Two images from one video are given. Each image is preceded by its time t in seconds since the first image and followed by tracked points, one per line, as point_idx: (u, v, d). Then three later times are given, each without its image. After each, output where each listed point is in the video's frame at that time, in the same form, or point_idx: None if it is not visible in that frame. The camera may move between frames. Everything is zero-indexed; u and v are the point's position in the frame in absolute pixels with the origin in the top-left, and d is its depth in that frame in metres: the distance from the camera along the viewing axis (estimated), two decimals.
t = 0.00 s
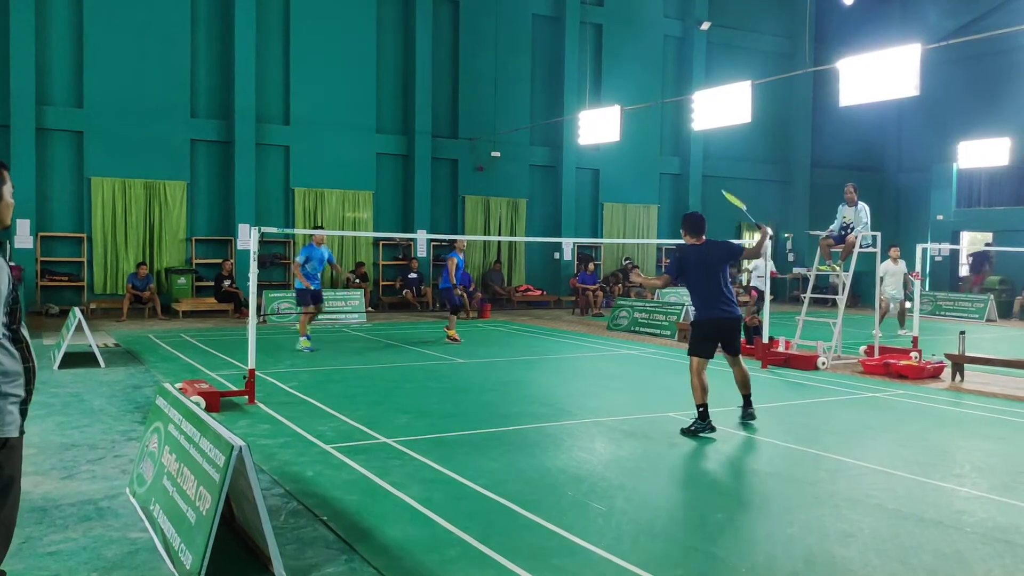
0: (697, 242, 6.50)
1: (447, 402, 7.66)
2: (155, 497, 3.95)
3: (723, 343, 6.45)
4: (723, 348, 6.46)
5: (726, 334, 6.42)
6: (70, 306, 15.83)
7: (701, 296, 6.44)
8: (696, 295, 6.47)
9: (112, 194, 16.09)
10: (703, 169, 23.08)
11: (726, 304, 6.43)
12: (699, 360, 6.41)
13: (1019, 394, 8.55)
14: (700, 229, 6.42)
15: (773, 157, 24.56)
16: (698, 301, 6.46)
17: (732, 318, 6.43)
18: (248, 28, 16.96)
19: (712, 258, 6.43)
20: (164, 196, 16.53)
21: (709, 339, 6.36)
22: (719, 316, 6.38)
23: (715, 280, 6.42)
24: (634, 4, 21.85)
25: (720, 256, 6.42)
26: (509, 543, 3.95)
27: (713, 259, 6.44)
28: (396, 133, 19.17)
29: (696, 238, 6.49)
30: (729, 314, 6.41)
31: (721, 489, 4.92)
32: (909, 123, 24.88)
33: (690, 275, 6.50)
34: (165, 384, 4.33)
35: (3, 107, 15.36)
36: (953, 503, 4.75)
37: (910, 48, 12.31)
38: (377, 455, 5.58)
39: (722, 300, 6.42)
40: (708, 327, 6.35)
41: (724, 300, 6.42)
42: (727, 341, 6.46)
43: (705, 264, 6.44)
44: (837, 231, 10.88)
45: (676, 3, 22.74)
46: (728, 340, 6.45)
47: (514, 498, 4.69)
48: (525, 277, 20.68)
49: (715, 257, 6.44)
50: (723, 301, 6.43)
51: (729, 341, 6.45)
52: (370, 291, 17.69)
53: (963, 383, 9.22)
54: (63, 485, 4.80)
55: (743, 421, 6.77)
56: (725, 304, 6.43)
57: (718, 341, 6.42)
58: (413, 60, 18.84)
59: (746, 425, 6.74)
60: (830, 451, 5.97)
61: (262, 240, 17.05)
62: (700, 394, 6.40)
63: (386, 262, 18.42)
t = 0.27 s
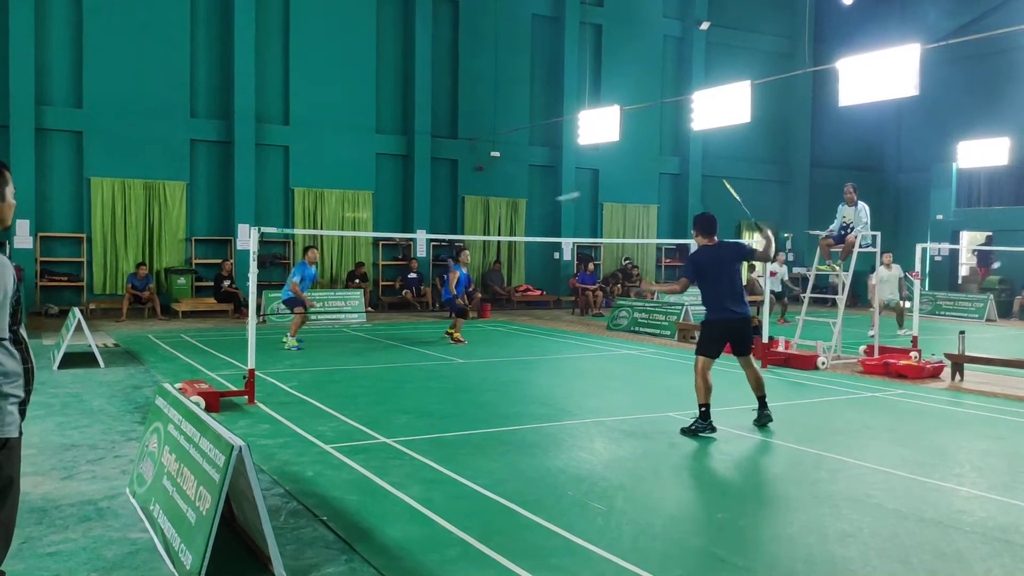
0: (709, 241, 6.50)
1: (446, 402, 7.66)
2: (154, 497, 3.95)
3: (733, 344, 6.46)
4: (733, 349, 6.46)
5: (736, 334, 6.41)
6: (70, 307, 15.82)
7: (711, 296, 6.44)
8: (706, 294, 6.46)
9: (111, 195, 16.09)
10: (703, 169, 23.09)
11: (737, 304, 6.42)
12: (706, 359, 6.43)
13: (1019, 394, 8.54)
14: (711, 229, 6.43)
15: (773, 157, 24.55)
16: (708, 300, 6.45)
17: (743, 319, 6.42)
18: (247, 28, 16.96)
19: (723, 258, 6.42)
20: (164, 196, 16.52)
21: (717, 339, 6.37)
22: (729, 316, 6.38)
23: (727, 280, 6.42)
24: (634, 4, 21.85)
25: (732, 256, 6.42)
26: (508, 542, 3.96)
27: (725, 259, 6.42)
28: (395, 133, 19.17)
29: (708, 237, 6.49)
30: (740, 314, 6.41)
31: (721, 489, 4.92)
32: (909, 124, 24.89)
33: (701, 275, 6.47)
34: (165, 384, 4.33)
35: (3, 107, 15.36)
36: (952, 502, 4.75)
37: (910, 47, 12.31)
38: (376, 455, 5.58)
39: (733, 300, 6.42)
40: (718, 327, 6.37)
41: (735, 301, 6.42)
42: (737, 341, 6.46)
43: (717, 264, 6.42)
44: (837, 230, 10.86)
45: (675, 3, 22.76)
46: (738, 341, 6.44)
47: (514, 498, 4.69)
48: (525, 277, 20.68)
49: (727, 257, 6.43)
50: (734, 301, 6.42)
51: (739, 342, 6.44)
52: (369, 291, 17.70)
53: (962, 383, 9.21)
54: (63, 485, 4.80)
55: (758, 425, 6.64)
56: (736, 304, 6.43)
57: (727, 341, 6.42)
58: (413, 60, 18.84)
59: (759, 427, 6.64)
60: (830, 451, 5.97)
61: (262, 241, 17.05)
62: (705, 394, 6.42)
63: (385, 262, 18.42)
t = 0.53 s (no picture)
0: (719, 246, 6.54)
1: (446, 401, 7.66)
2: (154, 498, 3.95)
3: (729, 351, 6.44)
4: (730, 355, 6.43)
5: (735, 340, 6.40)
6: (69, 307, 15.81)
7: (715, 298, 6.41)
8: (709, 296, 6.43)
9: (111, 195, 16.08)
10: (703, 169, 23.10)
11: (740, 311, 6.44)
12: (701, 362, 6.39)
13: (1019, 394, 8.54)
14: (722, 235, 6.51)
15: (773, 157, 24.55)
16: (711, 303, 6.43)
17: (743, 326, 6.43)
18: (247, 28, 16.96)
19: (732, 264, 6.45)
20: (163, 197, 16.52)
21: (716, 341, 6.34)
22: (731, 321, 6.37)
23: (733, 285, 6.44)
24: (634, 4, 21.86)
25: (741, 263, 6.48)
26: (508, 542, 3.96)
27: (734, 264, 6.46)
28: (395, 133, 19.17)
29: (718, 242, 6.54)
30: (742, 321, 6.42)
31: (722, 489, 4.91)
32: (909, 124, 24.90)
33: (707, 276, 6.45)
34: (165, 384, 4.33)
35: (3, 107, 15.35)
36: (952, 502, 4.75)
37: (909, 47, 12.31)
38: (376, 455, 5.58)
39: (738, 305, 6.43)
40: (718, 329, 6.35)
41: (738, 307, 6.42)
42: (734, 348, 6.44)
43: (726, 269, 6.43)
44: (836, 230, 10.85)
45: (675, 3, 22.76)
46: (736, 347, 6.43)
47: (514, 498, 4.69)
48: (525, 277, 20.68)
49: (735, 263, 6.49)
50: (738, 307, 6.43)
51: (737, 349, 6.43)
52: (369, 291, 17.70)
53: (962, 383, 9.21)
54: (63, 486, 4.80)
55: (760, 425, 6.61)
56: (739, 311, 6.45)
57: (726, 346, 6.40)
58: (413, 60, 18.83)
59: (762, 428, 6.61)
60: (829, 451, 5.97)
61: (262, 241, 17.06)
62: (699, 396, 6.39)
63: (385, 262, 18.42)
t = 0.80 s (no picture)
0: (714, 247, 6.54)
1: (446, 401, 7.66)
2: (154, 498, 3.94)
3: (718, 353, 6.46)
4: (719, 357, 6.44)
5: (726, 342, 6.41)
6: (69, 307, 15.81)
7: (708, 300, 6.41)
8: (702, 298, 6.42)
9: (110, 195, 16.08)
10: (703, 169, 23.11)
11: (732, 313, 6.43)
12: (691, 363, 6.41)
13: (1018, 394, 8.54)
14: (716, 235, 6.51)
15: (772, 156, 24.55)
16: (704, 304, 6.42)
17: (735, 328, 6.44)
18: (246, 28, 16.95)
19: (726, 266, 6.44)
20: (163, 197, 16.51)
21: (706, 342, 6.35)
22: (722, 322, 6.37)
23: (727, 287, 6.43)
24: (633, 5, 21.86)
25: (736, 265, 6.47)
26: (508, 542, 3.96)
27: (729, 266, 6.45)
28: (395, 133, 19.16)
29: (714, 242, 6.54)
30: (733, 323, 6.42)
31: (721, 489, 4.91)
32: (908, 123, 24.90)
33: (700, 277, 6.43)
34: (164, 385, 4.32)
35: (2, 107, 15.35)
36: (952, 502, 4.75)
37: (909, 47, 12.31)
38: (376, 455, 5.58)
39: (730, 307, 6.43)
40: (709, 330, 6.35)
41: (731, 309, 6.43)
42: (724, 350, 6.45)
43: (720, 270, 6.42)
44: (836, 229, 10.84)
45: (675, 3, 22.77)
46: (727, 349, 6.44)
47: (514, 498, 4.69)
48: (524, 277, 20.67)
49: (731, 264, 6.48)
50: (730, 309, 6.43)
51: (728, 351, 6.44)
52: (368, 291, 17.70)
53: (961, 383, 9.21)
54: (63, 486, 4.79)
55: (746, 425, 6.57)
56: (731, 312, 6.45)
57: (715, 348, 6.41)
58: (412, 60, 18.83)
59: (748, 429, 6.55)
60: (829, 451, 5.97)
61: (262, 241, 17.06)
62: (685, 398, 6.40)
63: (384, 262, 18.42)
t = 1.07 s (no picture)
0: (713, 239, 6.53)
1: (445, 401, 7.66)
2: (154, 498, 3.94)
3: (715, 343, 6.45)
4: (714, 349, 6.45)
5: (722, 334, 6.42)
6: (68, 307, 15.80)
7: (704, 292, 6.42)
8: (698, 289, 6.44)
9: (109, 195, 16.07)
10: (703, 169, 23.12)
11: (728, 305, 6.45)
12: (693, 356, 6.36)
13: (1019, 393, 8.53)
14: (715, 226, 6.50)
15: (772, 156, 24.55)
16: (700, 296, 6.44)
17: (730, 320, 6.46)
18: (245, 28, 16.95)
19: (724, 258, 6.45)
20: (162, 197, 16.51)
21: (704, 334, 6.33)
22: (718, 314, 6.38)
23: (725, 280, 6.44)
24: (632, 4, 21.86)
25: (734, 258, 6.47)
26: (507, 542, 3.95)
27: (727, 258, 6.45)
28: (394, 133, 19.16)
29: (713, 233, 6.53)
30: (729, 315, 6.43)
31: (721, 489, 4.91)
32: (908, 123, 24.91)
33: (698, 270, 6.44)
34: (163, 385, 4.32)
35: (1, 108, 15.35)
36: (952, 502, 4.75)
37: (908, 47, 12.30)
38: (376, 455, 5.58)
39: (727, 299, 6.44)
40: (705, 322, 6.36)
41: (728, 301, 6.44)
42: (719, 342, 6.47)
43: (718, 263, 6.43)
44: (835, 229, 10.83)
45: (674, 3, 22.76)
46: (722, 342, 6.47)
47: (513, 498, 4.69)
48: (524, 277, 20.67)
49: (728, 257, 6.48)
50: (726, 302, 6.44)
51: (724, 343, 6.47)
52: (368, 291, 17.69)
53: (961, 382, 9.20)
54: (62, 486, 4.79)
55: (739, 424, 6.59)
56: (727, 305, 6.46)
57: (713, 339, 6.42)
58: (412, 59, 18.82)
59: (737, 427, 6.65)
60: (829, 450, 5.96)
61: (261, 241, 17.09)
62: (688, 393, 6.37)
63: (384, 262, 18.42)
